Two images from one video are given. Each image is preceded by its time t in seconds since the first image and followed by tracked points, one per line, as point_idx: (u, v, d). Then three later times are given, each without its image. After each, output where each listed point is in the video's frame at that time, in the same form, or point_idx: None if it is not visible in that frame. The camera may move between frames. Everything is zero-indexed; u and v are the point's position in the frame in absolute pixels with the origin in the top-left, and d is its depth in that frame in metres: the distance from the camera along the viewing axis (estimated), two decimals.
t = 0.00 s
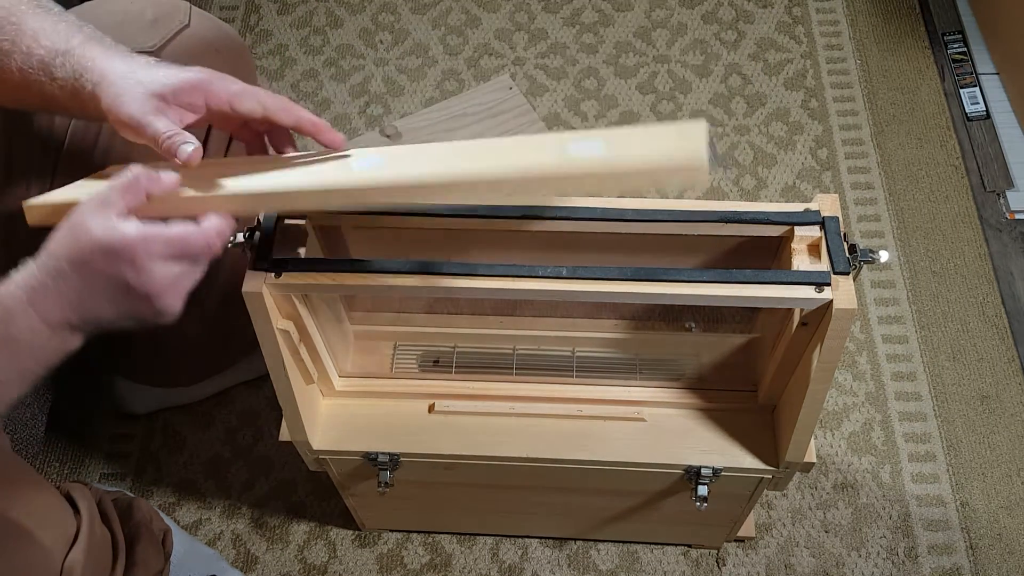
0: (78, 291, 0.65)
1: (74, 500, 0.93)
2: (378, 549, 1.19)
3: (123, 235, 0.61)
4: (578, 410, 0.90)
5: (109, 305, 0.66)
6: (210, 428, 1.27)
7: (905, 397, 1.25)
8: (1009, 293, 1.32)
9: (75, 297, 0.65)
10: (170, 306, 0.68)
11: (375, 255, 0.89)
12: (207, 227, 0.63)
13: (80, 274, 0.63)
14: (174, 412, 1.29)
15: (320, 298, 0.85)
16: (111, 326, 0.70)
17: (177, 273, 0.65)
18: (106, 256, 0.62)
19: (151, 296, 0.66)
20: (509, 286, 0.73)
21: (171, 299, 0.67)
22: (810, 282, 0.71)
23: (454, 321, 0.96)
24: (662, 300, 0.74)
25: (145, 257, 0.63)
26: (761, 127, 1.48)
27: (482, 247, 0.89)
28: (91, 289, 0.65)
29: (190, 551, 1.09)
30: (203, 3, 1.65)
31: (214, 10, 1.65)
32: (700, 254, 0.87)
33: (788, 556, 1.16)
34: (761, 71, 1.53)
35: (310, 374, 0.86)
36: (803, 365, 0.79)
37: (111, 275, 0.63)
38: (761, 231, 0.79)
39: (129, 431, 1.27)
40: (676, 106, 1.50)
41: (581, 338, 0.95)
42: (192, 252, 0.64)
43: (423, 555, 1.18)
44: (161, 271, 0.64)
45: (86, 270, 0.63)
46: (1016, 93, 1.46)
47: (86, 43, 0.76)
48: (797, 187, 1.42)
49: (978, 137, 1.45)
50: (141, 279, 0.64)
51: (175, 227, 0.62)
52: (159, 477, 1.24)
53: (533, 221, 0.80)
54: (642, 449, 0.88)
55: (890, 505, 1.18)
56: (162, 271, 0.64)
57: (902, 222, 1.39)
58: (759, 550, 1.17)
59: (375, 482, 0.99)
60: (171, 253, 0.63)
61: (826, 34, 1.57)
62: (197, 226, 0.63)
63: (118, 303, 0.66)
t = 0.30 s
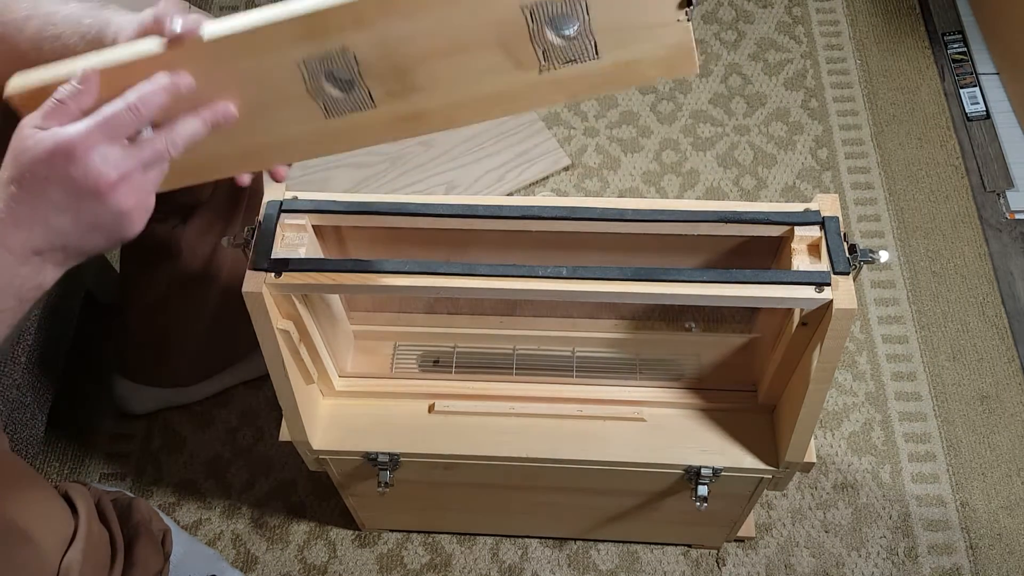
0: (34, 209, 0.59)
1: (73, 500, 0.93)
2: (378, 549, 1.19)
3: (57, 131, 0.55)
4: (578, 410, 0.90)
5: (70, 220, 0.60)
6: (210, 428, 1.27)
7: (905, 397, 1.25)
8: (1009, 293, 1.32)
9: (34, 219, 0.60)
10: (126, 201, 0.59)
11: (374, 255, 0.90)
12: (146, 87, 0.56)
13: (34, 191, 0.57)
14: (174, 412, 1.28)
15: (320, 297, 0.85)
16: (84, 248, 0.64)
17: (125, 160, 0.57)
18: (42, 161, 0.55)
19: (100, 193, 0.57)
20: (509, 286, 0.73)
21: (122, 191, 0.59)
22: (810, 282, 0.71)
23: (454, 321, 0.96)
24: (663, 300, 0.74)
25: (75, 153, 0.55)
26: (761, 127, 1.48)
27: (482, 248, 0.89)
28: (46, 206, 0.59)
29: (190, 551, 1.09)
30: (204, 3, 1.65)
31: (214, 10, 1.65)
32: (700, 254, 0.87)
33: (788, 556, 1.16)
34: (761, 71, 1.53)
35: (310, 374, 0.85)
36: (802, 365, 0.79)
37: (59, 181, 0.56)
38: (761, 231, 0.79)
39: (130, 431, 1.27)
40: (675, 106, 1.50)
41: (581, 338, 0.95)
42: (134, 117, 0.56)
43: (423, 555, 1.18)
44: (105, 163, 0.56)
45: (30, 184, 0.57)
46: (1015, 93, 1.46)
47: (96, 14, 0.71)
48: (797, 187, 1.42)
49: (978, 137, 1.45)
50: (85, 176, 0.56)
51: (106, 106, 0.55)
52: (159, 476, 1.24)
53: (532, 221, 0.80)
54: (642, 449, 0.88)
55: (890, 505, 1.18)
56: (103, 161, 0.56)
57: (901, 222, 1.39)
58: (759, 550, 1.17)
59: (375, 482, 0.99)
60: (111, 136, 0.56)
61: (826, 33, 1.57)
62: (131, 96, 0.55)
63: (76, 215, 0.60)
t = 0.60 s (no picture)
0: (38, 256, 0.66)
1: (72, 499, 0.93)
2: (378, 549, 1.19)
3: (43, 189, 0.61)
4: (578, 410, 0.90)
5: (72, 262, 0.67)
6: (210, 428, 1.27)
7: (905, 397, 1.25)
8: (1009, 293, 1.32)
9: (39, 264, 0.67)
10: (118, 243, 0.65)
11: (374, 255, 0.89)
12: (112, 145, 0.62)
13: (34, 241, 0.65)
14: (174, 412, 1.29)
15: (320, 298, 0.85)
16: (86, 287, 0.71)
17: (113, 205, 0.64)
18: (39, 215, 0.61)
19: (93, 238, 0.63)
20: (509, 286, 0.73)
21: (114, 233, 0.65)
22: (810, 281, 0.71)
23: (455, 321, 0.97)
24: (662, 300, 0.74)
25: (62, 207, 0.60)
26: (761, 127, 1.48)
27: (483, 247, 0.89)
28: (49, 253, 0.66)
29: (190, 551, 1.09)
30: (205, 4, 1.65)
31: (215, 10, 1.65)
32: (700, 254, 0.87)
33: (788, 556, 1.16)
34: (761, 71, 1.53)
35: (310, 374, 0.85)
36: (802, 365, 0.79)
37: (55, 232, 0.63)
38: (761, 231, 0.79)
39: (130, 431, 1.27)
40: (675, 106, 1.51)
41: (581, 338, 0.95)
42: (117, 164, 0.62)
43: (423, 555, 1.18)
44: (93, 211, 0.62)
45: (33, 237, 0.64)
46: (1015, 93, 1.46)
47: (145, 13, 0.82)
48: (797, 187, 1.42)
49: (978, 137, 1.45)
50: (74, 225, 0.62)
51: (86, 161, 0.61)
52: (159, 477, 1.24)
53: (532, 221, 0.80)
54: (642, 449, 0.88)
55: (890, 505, 1.18)
56: (90, 210, 0.62)
57: (901, 222, 1.39)
58: (759, 550, 1.17)
59: (375, 482, 0.99)
60: (96, 186, 0.61)
61: (826, 34, 1.57)
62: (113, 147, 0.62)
63: (77, 259, 0.66)
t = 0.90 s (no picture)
0: (53, 261, 0.76)
1: (72, 503, 0.92)
2: (378, 549, 1.19)
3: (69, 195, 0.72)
4: (578, 409, 0.90)
5: (85, 266, 0.77)
6: (210, 428, 1.27)
7: (905, 397, 1.25)
8: (1009, 292, 1.32)
9: (54, 269, 0.76)
10: (133, 248, 0.77)
11: (374, 255, 0.89)
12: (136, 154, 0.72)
13: (49, 243, 0.74)
14: (174, 412, 1.29)
15: (320, 297, 0.85)
16: (95, 295, 0.80)
17: (131, 212, 0.76)
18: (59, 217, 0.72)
19: (110, 241, 0.75)
20: (510, 286, 0.73)
21: (130, 239, 0.77)
22: (810, 282, 0.71)
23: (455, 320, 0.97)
24: (662, 300, 0.73)
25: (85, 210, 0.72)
26: (761, 127, 1.48)
27: (483, 247, 0.89)
28: (63, 257, 0.75)
29: (190, 551, 1.09)
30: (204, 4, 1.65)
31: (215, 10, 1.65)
32: (700, 254, 0.87)
33: (788, 556, 1.16)
34: (761, 71, 1.53)
35: (310, 374, 0.85)
36: (802, 365, 0.79)
37: (73, 235, 0.73)
38: (761, 231, 0.79)
39: (130, 431, 1.27)
40: (676, 106, 1.51)
41: (581, 338, 0.95)
42: (135, 172, 0.73)
43: (423, 556, 1.18)
44: (111, 216, 0.74)
45: (51, 240, 0.74)
46: (1016, 93, 1.46)
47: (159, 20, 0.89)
48: (797, 187, 1.42)
49: (978, 137, 1.45)
50: (94, 228, 0.73)
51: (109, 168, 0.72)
52: (159, 476, 1.24)
53: (532, 221, 0.80)
54: (643, 448, 0.88)
55: (890, 505, 1.18)
56: (107, 214, 0.73)
57: (901, 222, 1.39)
58: (759, 550, 1.17)
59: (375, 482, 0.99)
60: (115, 192, 0.73)
61: (826, 34, 1.57)
62: (134, 155, 0.72)
63: (89, 262, 0.76)
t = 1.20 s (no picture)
0: (60, 264, 0.76)
1: (72, 504, 0.92)
2: (378, 549, 1.19)
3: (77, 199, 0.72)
4: (578, 409, 0.90)
5: (92, 269, 0.77)
6: (210, 428, 1.27)
7: (905, 397, 1.25)
8: (1009, 293, 1.32)
9: (60, 272, 0.77)
10: (140, 250, 0.78)
11: (375, 255, 0.89)
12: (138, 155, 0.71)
13: (57, 247, 0.75)
14: (174, 412, 1.29)
15: (320, 297, 0.85)
16: (101, 297, 0.81)
17: (137, 214, 0.76)
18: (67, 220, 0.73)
19: (118, 243, 0.75)
20: (509, 286, 0.73)
21: (137, 241, 0.77)
22: (810, 282, 0.71)
23: (454, 320, 0.97)
24: (662, 301, 0.73)
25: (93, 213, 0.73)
26: (761, 127, 1.48)
27: (483, 248, 0.89)
28: (70, 260, 0.76)
29: (190, 551, 1.09)
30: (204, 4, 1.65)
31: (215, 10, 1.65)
32: (700, 254, 0.87)
33: (788, 556, 1.16)
34: (761, 71, 1.53)
35: (310, 374, 0.85)
36: (802, 365, 0.79)
37: (80, 238, 0.74)
38: (761, 231, 0.79)
39: (130, 431, 1.27)
40: (676, 106, 1.51)
41: (581, 338, 0.95)
42: (139, 172, 0.72)
43: (423, 556, 1.18)
44: (118, 218, 0.74)
45: (58, 243, 0.74)
46: (1016, 93, 1.46)
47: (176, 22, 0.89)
48: (797, 187, 1.42)
49: (978, 137, 1.45)
50: (102, 231, 0.74)
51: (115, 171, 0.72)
52: (159, 476, 1.24)
53: (533, 221, 0.80)
54: (643, 448, 0.88)
55: (890, 505, 1.18)
56: (116, 216, 0.74)
57: (901, 222, 1.39)
58: (759, 550, 1.17)
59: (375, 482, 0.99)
60: (122, 195, 0.73)
61: (826, 34, 1.57)
62: (139, 155, 0.71)
63: (96, 264, 0.77)
